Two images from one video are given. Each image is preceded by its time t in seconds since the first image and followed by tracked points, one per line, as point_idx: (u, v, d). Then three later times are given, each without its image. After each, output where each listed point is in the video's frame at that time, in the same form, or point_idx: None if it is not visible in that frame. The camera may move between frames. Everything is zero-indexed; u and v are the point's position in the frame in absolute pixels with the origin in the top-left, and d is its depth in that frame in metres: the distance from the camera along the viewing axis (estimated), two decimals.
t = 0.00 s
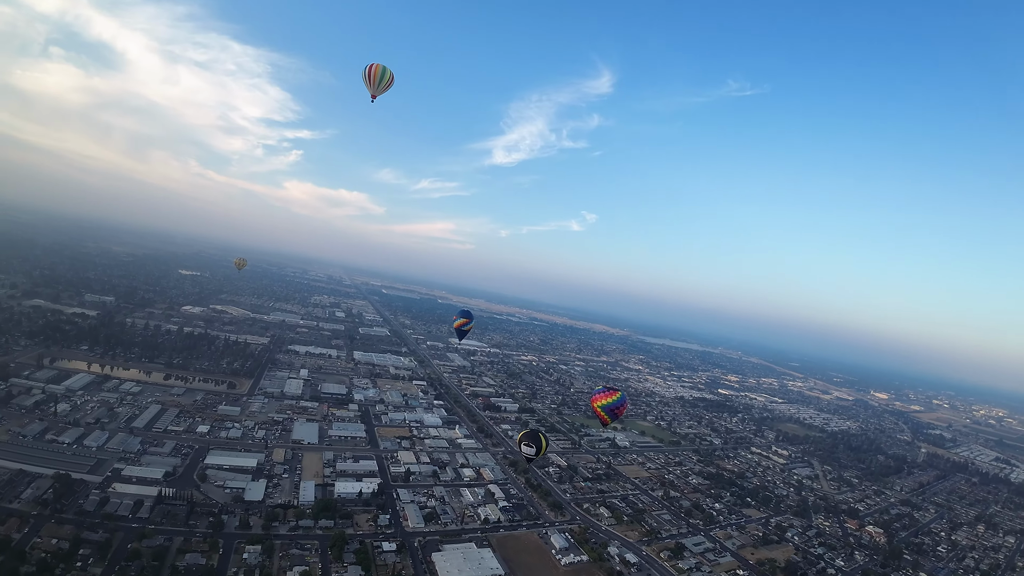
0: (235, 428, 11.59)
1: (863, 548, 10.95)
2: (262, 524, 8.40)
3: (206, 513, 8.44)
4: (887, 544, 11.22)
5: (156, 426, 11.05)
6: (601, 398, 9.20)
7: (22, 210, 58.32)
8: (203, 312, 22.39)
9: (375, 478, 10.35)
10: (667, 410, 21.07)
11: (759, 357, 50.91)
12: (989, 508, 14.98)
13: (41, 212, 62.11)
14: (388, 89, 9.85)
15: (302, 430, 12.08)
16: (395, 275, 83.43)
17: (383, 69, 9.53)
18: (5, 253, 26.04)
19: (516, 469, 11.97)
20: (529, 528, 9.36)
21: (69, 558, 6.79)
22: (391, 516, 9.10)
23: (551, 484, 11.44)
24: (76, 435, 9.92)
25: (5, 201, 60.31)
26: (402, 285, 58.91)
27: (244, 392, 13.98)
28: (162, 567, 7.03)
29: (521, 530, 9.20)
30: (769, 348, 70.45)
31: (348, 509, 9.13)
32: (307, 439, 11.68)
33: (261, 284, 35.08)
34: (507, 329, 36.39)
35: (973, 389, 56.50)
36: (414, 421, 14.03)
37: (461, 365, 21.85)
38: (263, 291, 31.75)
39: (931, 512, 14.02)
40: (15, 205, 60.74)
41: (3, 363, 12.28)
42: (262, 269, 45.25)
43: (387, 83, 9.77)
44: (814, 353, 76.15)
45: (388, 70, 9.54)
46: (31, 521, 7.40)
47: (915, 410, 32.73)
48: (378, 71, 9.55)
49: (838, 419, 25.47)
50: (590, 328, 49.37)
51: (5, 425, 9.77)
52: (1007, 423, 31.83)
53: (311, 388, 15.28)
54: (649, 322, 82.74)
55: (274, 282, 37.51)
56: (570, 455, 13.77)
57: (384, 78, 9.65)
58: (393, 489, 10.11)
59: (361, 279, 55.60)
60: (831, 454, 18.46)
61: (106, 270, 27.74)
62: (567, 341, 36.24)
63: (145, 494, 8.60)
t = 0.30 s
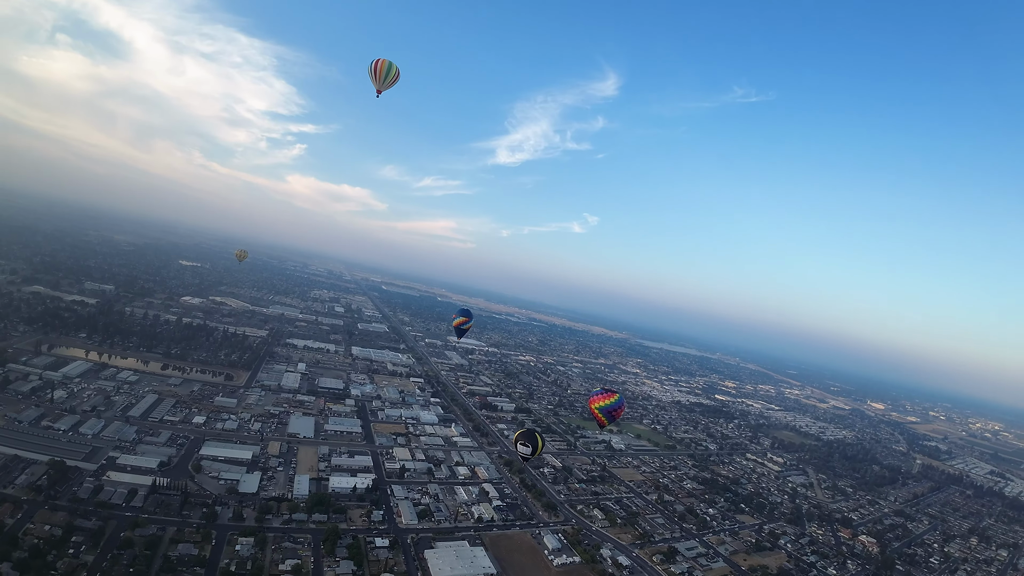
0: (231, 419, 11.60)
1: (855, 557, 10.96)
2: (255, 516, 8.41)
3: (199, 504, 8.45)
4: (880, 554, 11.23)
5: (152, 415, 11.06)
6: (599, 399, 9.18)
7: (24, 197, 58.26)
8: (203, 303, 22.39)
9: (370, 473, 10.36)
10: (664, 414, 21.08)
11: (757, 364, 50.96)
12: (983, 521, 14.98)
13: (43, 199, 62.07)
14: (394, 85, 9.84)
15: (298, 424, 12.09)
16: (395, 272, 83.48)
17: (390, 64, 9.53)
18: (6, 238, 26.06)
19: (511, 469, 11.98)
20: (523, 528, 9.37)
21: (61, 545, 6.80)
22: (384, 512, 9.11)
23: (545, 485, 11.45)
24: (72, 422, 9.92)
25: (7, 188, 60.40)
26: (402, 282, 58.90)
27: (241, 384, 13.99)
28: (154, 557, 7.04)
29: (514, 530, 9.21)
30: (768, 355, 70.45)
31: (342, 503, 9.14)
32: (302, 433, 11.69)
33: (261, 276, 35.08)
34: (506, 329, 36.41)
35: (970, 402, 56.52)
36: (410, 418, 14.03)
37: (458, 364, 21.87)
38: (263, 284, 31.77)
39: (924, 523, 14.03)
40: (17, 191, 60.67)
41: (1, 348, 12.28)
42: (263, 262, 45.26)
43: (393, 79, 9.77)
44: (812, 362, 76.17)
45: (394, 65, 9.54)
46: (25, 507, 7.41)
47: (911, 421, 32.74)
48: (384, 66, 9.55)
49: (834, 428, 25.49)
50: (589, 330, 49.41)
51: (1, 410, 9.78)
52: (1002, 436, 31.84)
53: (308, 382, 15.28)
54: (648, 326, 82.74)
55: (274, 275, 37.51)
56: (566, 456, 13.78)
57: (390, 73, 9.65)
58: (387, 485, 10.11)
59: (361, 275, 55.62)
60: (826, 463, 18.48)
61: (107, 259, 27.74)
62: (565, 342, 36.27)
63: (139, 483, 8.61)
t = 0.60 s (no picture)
0: (228, 413, 11.60)
1: (850, 563, 10.97)
2: (251, 510, 8.41)
3: (194, 497, 8.46)
4: (874, 561, 11.24)
5: (150, 407, 11.06)
6: (598, 400, 9.18)
7: (25, 186, 58.12)
8: (202, 296, 22.39)
9: (367, 470, 10.36)
10: (661, 417, 21.09)
11: (755, 369, 50.94)
12: (979, 530, 14.99)
13: (44, 189, 61.97)
14: (398, 81, 9.85)
15: (295, 419, 12.09)
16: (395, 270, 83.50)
17: (394, 60, 9.54)
18: (7, 227, 26.04)
19: (508, 468, 11.99)
20: (518, 528, 9.37)
21: (55, 535, 6.81)
22: (379, 508, 9.11)
23: (541, 485, 11.45)
24: (69, 412, 9.93)
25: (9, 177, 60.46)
26: (402, 279, 58.88)
27: (239, 378, 13.99)
28: (148, 548, 7.05)
29: (509, 530, 9.21)
30: (766, 360, 70.41)
31: (337, 499, 9.14)
32: (300, 428, 11.69)
33: (262, 271, 35.08)
34: (505, 329, 36.42)
35: (968, 412, 56.47)
36: (408, 416, 14.03)
37: (457, 362, 21.87)
38: (263, 279, 31.77)
39: (919, 531, 14.04)
40: (19, 181, 60.54)
41: None
42: (263, 256, 45.24)
43: (397, 75, 9.78)
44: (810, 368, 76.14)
45: (399, 62, 9.55)
46: (20, 496, 7.42)
47: (908, 429, 32.75)
48: (389, 62, 9.56)
49: (831, 434, 25.50)
50: (588, 332, 49.44)
51: None
52: (999, 446, 31.83)
53: (306, 377, 15.29)
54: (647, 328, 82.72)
55: (274, 270, 37.50)
56: (562, 457, 13.79)
57: (394, 69, 9.65)
58: (383, 482, 10.11)
59: (361, 271, 55.62)
60: (822, 469, 18.48)
61: (107, 250, 27.73)
62: (564, 343, 36.28)
63: (135, 474, 8.62)
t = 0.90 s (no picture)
0: (227, 408, 11.62)
1: (846, 569, 10.97)
2: (248, 505, 8.43)
3: (192, 491, 8.47)
4: (870, 567, 11.24)
5: (148, 400, 11.08)
6: (598, 401, 9.16)
7: (28, 178, 58.07)
8: (203, 291, 22.40)
9: (364, 467, 10.37)
10: (659, 420, 21.09)
11: (754, 373, 50.89)
12: (975, 538, 14.98)
13: (47, 181, 61.95)
14: (402, 78, 9.85)
15: (294, 415, 12.10)
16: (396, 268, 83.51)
17: (399, 57, 9.54)
18: (8, 218, 26.06)
19: (505, 468, 12.00)
20: (514, 527, 9.38)
21: (52, 526, 6.82)
22: (376, 506, 9.13)
23: (538, 485, 11.46)
24: (68, 404, 9.95)
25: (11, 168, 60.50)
26: (402, 278, 58.88)
27: (238, 373, 14.00)
28: (144, 541, 7.05)
29: (506, 529, 9.22)
30: (765, 364, 70.34)
31: (335, 496, 9.15)
32: (298, 424, 11.70)
33: (262, 267, 35.08)
34: (505, 329, 36.43)
35: (967, 420, 56.35)
36: (406, 414, 14.04)
37: (456, 361, 21.88)
38: (263, 274, 31.78)
39: (916, 538, 14.03)
40: (22, 173, 60.53)
41: None
42: (264, 252, 45.24)
43: (402, 72, 9.78)
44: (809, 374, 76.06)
45: (404, 59, 9.55)
46: (17, 487, 7.43)
47: (906, 436, 32.72)
48: (393, 59, 9.55)
49: (829, 440, 25.50)
50: (587, 333, 49.45)
51: None
52: (998, 455, 31.77)
53: (305, 374, 15.30)
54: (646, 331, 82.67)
55: (275, 266, 37.51)
56: (560, 457, 13.80)
57: (399, 66, 9.65)
58: (380, 479, 10.13)
59: (362, 269, 55.61)
60: (820, 474, 18.48)
61: (109, 243, 27.74)
62: (564, 344, 36.29)
63: (132, 467, 8.63)
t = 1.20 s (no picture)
0: (227, 403, 11.65)
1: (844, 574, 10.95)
2: (247, 501, 8.45)
3: (191, 485, 8.49)
4: (869, 572, 11.22)
5: (149, 395, 11.11)
6: (600, 401, 9.14)
7: (32, 172, 58.18)
8: (205, 286, 22.44)
9: (364, 464, 10.39)
10: (659, 422, 21.09)
11: (754, 376, 50.89)
12: (974, 544, 14.95)
13: (51, 175, 62.08)
14: (407, 75, 9.86)
15: (294, 411, 12.12)
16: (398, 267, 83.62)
17: (404, 55, 9.55)
18: (11, 212, 26.12)
19: (504, 467, 12.01)
20: (513, 527, 9.39)
21: (51, 519, 6.84)
22: (375, 503, 9.14)
23: (537, 485, 11.47)
24: (68, 397, 9.98)
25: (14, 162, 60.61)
26: (404, 276, 58.96)
27: (238, 369, 14.03)
28: (143, 535, 7.08)
29: (505, 529, 9.22)
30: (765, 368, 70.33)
31: (334, 493, 9.17)
32: (298, 420, 11.72)
33: (264, 263, 35.14)
34: (505, 328, 36.46)
35: (968, 427, 56.14)
36: (406, 412, 14.06)
37: (456, 360, 21.89)
38: (265, 271, 31.85)
39: (915, 544, 14.01)
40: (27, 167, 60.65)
41: (2, 321, 12.35)
42: (266, 249, 45.31)
43: (407, 70, 9.79)
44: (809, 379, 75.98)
45: (409, 56, 9.56)
46: (17, 479, 7.46)
47: (906, 441, 32.67)
48: (398, 56, 9.56)
49: (828, 444, 25.47)
50: (588, 334, 49.48)
51: None
52: (998, 462, 31.68)
53: (306, 371, 15.32)
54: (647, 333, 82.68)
55: (278, 263, 37.56)
56: (559, 458, 13.80)
57: (404, 63, 9.67)
58: (380, 477, 10.14)
59: (363, 267, 55.70)
60: (819, 478, 18.45)
61: (112, 238, 27.81)
62: (564, 345, 36.32)
63: (132, 461, 8.66)
